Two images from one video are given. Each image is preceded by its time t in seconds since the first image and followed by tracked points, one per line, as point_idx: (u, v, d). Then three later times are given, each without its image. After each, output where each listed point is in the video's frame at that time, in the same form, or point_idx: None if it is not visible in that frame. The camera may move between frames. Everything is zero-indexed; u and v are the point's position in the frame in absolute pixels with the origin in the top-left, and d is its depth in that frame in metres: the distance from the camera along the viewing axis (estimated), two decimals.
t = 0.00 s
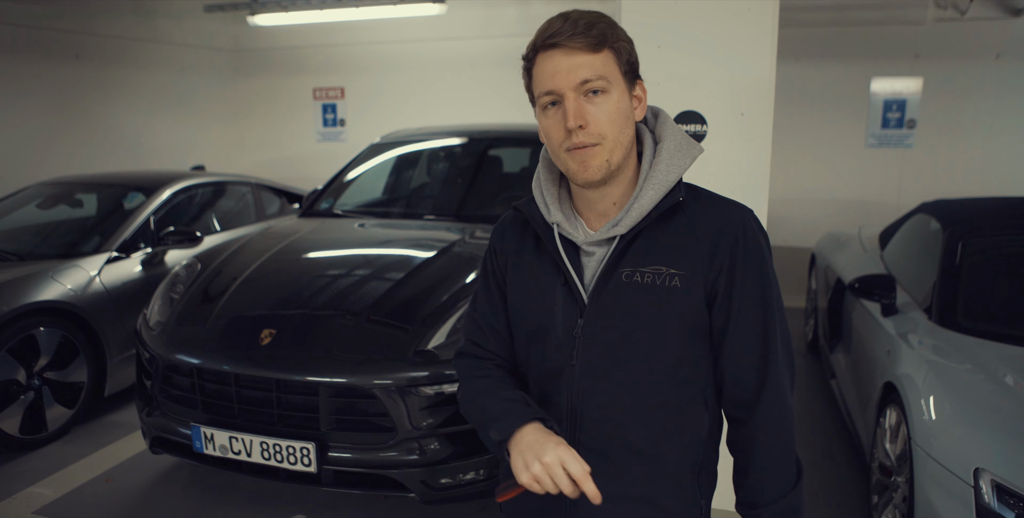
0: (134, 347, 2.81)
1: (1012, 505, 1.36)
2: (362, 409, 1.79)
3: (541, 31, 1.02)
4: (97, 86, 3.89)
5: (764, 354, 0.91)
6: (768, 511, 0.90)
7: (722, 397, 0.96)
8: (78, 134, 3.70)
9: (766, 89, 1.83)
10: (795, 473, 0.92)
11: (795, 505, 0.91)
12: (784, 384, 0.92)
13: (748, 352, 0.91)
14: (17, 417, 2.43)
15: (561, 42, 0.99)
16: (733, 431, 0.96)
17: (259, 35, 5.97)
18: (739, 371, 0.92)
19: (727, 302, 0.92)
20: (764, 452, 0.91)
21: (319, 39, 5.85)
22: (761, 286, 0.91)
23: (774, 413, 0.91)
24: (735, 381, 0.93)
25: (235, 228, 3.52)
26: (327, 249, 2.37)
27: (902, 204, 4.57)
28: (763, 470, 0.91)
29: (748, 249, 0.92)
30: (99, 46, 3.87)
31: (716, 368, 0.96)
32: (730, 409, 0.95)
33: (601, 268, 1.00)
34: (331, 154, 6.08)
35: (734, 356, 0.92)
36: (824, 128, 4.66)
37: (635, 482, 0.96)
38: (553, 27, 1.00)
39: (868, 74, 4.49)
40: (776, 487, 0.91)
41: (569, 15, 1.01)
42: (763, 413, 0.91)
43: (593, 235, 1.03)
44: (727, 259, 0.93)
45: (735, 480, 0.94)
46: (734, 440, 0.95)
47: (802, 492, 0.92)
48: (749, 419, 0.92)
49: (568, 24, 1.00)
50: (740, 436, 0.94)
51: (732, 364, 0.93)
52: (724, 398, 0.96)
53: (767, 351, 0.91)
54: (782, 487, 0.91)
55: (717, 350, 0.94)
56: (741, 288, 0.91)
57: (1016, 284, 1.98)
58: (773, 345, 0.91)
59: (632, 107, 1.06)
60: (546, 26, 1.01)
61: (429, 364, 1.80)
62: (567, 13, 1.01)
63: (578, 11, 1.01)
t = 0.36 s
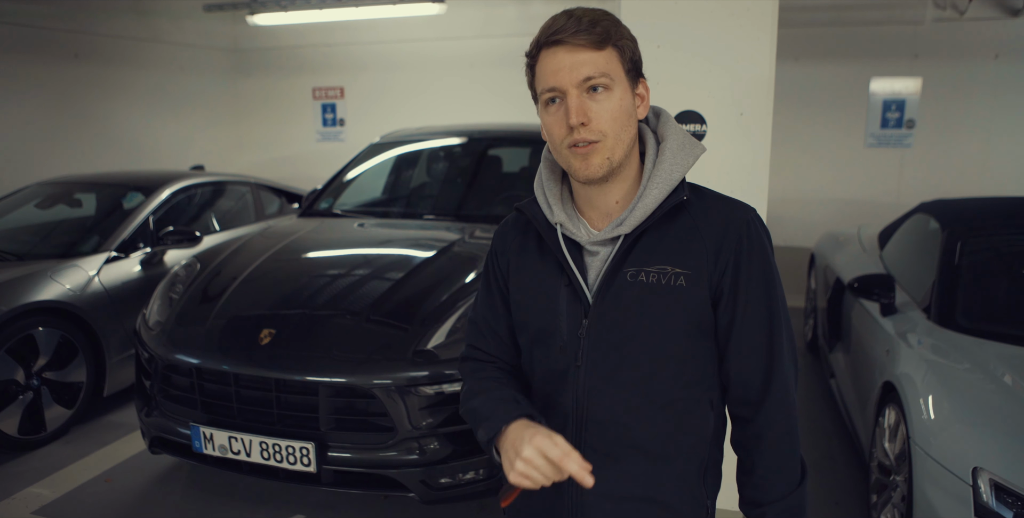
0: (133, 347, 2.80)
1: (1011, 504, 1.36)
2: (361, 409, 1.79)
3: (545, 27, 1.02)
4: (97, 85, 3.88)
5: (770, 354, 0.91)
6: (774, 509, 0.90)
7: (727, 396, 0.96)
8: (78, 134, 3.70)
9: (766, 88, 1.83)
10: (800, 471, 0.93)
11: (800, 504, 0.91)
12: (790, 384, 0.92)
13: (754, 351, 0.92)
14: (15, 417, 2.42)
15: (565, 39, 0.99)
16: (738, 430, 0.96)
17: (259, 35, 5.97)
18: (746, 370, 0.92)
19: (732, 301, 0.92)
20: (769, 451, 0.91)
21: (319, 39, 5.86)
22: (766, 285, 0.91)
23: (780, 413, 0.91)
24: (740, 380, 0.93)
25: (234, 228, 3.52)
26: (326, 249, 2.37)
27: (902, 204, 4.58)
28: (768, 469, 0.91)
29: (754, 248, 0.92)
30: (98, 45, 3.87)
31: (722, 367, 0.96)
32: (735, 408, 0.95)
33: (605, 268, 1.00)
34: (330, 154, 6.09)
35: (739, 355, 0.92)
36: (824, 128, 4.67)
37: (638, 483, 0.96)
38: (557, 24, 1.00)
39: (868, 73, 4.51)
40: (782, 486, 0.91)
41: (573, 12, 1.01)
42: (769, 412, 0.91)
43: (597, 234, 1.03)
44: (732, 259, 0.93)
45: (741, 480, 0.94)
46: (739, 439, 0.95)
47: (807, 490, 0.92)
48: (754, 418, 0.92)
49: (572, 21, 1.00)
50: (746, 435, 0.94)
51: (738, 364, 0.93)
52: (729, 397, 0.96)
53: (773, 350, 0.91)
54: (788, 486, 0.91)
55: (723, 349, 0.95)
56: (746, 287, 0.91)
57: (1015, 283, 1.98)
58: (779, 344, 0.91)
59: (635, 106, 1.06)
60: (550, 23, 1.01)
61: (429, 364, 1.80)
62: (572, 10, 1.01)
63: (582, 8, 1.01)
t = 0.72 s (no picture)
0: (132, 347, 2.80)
1: (1010, 505, 1.36)
2: (361, 410, 1.79)
3: (541, 28, 1.01)
4: (96, 85, 3.88)
5: (768, 356, 0.91)
6: (774, 510, 0.90)
7: (726, 398, 0.97)
8: (77, 134, 3.70)
9: (767, 88, 1.83)
10: (799, 473, 0.93)
11: (801, 505, 0.91)
12: (789, 385, 0.92)
13: (752, 353, 0.92)
14: (15, 417, 2.42)
15: (560, 41, 0.99)
16: (738, 430, 0.96)
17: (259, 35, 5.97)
18: (745, 371, 0.92)
19: (730, 304, 0.92)
20: (769, 452, 0.91)
21: (318, 39, 5.85)
22: (763, 287, 0.91)
23: (779, 413, 0.91)
24: (739, 381, 0.93)
25: (233, 228, 3.52)
26: (326, 250, 2.37)
27: (901, 204, 4.58)
28: (768, 470, 0.91)
29: (750, 249, 0.92)
30: (98, 45, 3.87)
31: (720, 369, 0.96)
32: (734, 410, 0.96)
33: (601, 271, 1.00)
34: (330, 154, 6.09)
35: (738, 357, 0.93)
36: (823, 128, 4.68)
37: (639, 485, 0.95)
38: (552, 25, 1.00)
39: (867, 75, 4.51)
40: (782, 488, 0.91)
41: (568, 13, 1.01)
42: (767, 414, 0.91)
43: (593, 237, 1.04)
44: (729, 261, 0.93)
45: (740, 481, 0.95)
46: (738, 440, 0.95)
47: (804, 492, 0.92)
48: (753, 420, 0.93)
49: (567, 22, 0.99)
50: (745, 436, 0.94)
51: (737, 366, 0.93)
52: (728, 398, 0.96)
53: (771, 352, 0.91)
54: (788, 487, 0.91)
55: (721, 351, 0.95)
56: (744, 288, 0.91)
57: (1015, 283, 1.98)
58: (777, 346, 0.91)
59: (631, 107, 1.06)
60: (545, 24, 1.01)
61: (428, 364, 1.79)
62: (568, 10, 1.01)
63: (578, 8, 1.01)
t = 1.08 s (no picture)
0: (130, 348, 2.80)
1: (1008, 504, 1.36)
2: (359, 410, 1.79)
3: (546, 22, 1.01)
4: (95, 86, 3.87)
5: (763, 356, 0.92)
6: (771, 510, 0.91)
7: (722, 398, 0.97)
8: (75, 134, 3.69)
9: (765, 88, 1.83)
10: (795, 472, 0.93)
11: (797, 504, 0.92)
12: (784, 385, 0.93)
13: (748, 354, 0.92)
14: (12, 418, 2.42)
15: (567, 36, 0.99)
16: (733, 430, 0.96)
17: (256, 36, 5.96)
18: (740, 371, 0.93)
19: (726, 304, 0.93)
20: (766, 451, 0.92)
21: (316, 39, 5.85)
22: (760, 286, 0.92)
23: (774, 412, 0.92)
24: (734, 382, 0.93)
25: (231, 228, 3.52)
26: (323, 250, 2.36)
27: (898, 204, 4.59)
28: (763, 469, 0.92)
29: (747, 249, 0.93)
30: (96, 45, 3.86)
31: (715, 370, 0.96)
32: (730, 410, 0.96)
33: (598, 273, 1.00)
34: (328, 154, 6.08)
35: (734, 358, 0.93)
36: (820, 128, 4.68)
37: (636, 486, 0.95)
38: (559, 19, 1.00)
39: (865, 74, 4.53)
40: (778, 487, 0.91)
41: (574, 9, 1.01)
42: (763, 414, 0.92)
43: (589, 238, 1.03)
44: (725, 261, 0.93)
45: (736, 481, 0.95)
46: (734, 440, 0.96)
47: (799, 491, 0.92)
48: (750, 419, 0.93)
49: (575, 17, 0.99)
50: (741, 436, 0.94)
51: (733, 367, 0.93)
52: (723, 398, 0.97)
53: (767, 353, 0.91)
54: (784, 486, 0.92)
55: (716, 351, 0.95)
56: (740, 288, 0.92)
57: (1012, 283, 1.98)
58: (773, 346, 0.91)
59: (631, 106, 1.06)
60: (551, 18, 1.01)
61: (426, 364, 1.79)
62: (574, 6, 1.01)
63: (583, 4, 1.01)
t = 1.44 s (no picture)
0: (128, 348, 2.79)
1: (1006, 504, 1.36)
2: (355, 410, 1.79)
3: (528, 25, 1.00)
4: (93, 85, 3.87)
5: (756, 354, 0.92)
6: (765, 507, 0.91)
7: (715, 396, 0.97)
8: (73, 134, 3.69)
9: (762, 88, 1.83)
10: (789, 469, 0.93)
11: (792, 501, 0.92)
12: (777, 383, 0.93)
13: (740, 351, 0.92)
14: (9, 418, 2.41)
15: (550, 39, 0.98)
16: (727, 429, 0.97)
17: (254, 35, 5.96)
18: (733, 370, 0.93)
19: (717, 302, 0.93)
20: (760, 449, 0.92)
21: (315, 39, 5.85)
22: (749, 285, 0.92)
23: (768, 411, 0.92)
24: (728, 381, 0.94)
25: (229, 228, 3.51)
26: (321, 250, 2.36)
27: (896, 204, 4.60)
28: (757, 468, 0.92)
29: (736, 248, 0.93)
30: (94, 45, 3.86)
31: (707, 368, 0.96)
32: (722, 407, 0.96)
33: (588, 274, 1.00)
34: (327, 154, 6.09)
35: (726, 356, 0.93)
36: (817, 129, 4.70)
37: (631, 485, 0.95)
38: (540, 21, 0.99)
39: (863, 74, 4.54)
40: (772, 484, 0.92)
41: (556, 10, 1.00)
42: (756, 412, 0.92)
43: (578, 239, 1.03)
44: (716, 260, 0.93)
45: (730, 479, 0.95)
46: (729, 439, 0.96)
47: (794, 489, 0.93)
48: (743, 418, 0.93)
49: (556, 19, 0.99)
50: (735, 434, 0.94)
51: (725, 364, 0.93)
52: (716, 397, 0.97)
53: (759, 350, 0.92)
54: (778, 484, 0.92)
55: (708, 350, 0.95)
56: (732, 287, 0.92)
57: (1009, 283, 1.99)
58: (765, 344, 0.92)
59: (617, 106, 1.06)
60: (532, 21, 1.00)
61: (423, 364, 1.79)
62: (555, 7, 1.01)
63: (564, 5, 1.00)
